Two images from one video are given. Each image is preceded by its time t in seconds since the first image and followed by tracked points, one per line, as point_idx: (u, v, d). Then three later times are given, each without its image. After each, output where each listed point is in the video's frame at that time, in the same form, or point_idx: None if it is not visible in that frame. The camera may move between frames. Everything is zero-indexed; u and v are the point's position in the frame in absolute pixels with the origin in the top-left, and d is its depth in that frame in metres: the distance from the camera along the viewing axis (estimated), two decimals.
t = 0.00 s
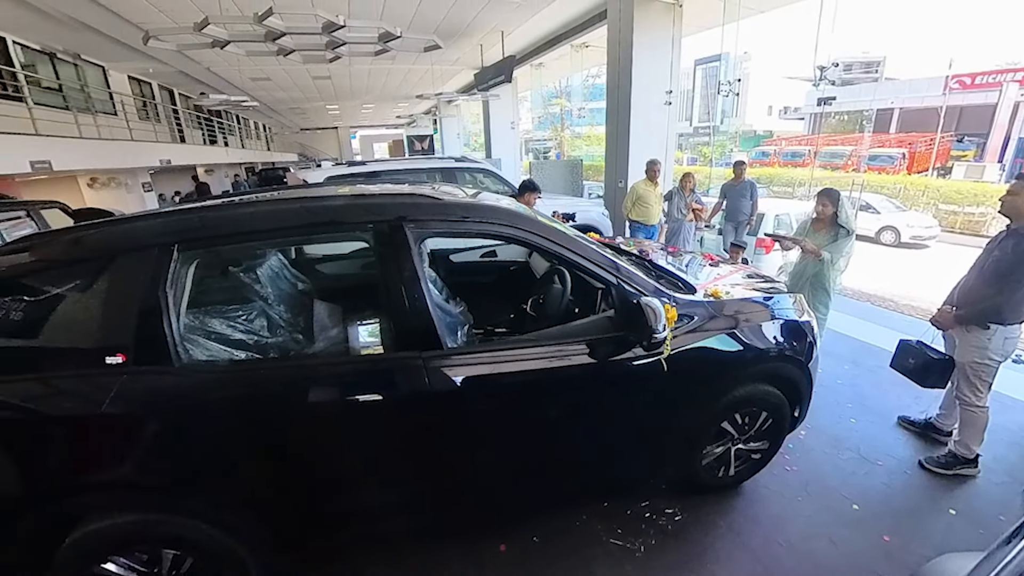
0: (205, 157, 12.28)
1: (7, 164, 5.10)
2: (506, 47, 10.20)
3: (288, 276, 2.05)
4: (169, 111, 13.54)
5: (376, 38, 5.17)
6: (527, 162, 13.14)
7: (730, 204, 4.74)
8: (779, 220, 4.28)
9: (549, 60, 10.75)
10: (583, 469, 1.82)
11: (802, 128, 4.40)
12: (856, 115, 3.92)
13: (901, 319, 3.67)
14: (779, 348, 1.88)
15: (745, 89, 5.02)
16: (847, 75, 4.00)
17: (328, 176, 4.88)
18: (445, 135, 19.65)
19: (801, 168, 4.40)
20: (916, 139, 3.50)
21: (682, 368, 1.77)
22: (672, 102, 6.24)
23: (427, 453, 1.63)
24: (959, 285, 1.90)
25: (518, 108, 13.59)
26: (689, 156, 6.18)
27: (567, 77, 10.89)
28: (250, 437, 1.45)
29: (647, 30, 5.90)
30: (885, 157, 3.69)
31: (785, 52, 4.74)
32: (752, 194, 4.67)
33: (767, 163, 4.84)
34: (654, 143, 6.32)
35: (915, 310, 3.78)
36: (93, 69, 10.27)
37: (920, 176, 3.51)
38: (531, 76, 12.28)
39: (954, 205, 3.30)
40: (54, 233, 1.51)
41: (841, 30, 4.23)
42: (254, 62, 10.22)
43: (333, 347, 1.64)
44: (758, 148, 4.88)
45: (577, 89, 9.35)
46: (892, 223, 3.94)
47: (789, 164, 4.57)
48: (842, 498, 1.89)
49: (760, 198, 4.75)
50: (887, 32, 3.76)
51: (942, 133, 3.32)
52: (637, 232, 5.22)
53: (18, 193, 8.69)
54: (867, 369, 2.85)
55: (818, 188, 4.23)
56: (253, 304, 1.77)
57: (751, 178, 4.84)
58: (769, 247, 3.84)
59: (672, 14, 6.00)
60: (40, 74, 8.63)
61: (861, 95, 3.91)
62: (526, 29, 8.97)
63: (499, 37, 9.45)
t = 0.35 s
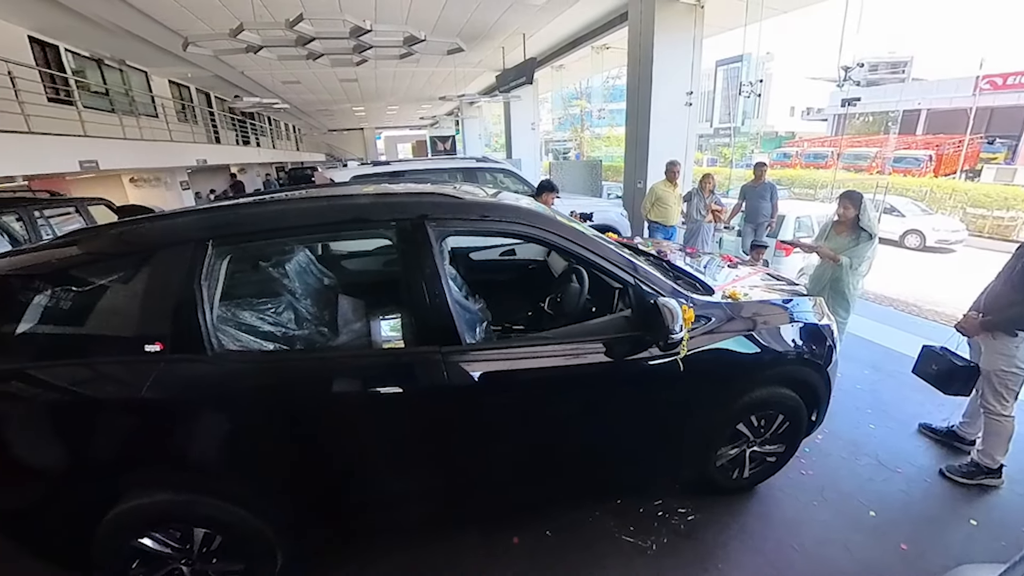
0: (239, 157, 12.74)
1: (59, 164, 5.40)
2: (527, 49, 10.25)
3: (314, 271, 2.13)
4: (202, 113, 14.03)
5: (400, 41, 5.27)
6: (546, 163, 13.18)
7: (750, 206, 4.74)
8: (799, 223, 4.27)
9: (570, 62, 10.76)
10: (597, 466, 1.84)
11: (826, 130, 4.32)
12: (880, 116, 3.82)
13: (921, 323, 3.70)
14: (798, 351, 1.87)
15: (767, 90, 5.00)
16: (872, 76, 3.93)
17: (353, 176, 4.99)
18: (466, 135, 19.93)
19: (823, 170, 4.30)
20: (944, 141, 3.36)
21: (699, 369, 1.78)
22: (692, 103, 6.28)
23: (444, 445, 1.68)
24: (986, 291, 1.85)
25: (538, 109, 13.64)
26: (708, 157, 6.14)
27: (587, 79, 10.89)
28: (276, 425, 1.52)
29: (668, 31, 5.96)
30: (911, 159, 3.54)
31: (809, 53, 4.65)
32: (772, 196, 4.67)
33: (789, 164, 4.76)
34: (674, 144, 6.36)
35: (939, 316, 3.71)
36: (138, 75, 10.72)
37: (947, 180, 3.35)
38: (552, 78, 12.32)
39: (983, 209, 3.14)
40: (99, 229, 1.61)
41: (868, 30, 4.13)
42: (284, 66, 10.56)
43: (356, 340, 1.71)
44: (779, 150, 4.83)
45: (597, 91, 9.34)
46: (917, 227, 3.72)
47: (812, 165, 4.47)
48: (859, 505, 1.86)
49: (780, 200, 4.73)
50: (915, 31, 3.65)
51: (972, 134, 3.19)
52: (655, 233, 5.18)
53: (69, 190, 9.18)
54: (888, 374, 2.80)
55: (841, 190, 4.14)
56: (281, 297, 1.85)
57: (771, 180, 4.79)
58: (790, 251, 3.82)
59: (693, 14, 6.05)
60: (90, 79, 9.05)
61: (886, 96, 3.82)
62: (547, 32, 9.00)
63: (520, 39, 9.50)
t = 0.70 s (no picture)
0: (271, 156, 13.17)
1: (110, 163, 5.70)
2: (550, 52, 10.28)
3: (341, 267, 2.21)
4: (236, 113, 14.54)
5: (427, 45, 5.37)
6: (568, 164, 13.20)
7: (772, 208, 4.62)
8: (823, 225, 4.20)
9: (593, 64, 10.76)
10: (612, 462, 1.87)
11: (851, 131, 4.19)
12: (910, 117, 3.66)
13: (946, 329, 3.57)
14: (818, 355, 1.85)
15: (790, 92, 4.90)
16: (900, 77, 3.82)
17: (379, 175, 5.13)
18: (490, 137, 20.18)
19: (849, 172, 4.20)
20: (976, 143, 3.18)
21: (716, 371, 1.78)
22: (715, 104, 6.27)
23: (460, 437, 1.73)
24: (1016, 298, 1.79)
25: (560, 110, 13.68)
26: (730, 158, 6.09)
27: (609, 80, 10.86)
28: (302, 413, 1.60)
29: (691, 33, 5.99)
30: (941, 161, 3.40)
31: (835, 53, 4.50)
32: (795, 198, 4.54)
33: (812, 166, 4.69)
34: (696, 146, 6.43)
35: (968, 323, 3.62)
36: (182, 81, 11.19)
37: (978, 183, 3.17)
38: (573, 80, 12.41)
39: (1015, 214, 2.96)
40: (144, 224, 1.72)
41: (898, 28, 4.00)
42: (314, 70, 10.88)
43: (380, 334, 1.78)
44: (803, 151, 4.76)
45: (619, 92, 9.31)
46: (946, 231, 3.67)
47: (836, 167, 4.38)
48: (877, 513, 1.84)
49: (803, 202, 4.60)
50: (947, 31, 3.52)
51: (1005, 137, 2.99)
52: (675, 234, 5.14)
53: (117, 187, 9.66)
54: (912, 382, 2.74)
55: (866, 194, 4.02)
56: (310, 291, 1.94)
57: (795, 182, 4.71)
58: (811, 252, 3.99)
59: (717, 16, 6.04)
60: (139, 85, 9.48)
61: (916, 98, 3.66)
62: (570, 35, 9.00)
63: (543, 42, 9.54)
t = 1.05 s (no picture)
0: (299, 155, 13.54)
1: (151, 163, 5.97)
2: (571, 53, 10.29)
3: (364, 263, 2.28)
4: (265, 113, 14.97)
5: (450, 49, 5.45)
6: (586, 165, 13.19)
7: (792, 210, 4.53)
8: (844, 229, 4.25)
9: (613, 66, 10.74)
10: (624, 460, 1.89)
11: (875, 133, 4.09)
12: (936, 119, 3.56)
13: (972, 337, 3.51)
14: (837, 359, 1.83)
15: (813, 93, 4.84)
16: (927, 77, 3.70)
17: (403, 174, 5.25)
18: (509, 139, 20.46)
19: (872, 175, 4.11)
20: (1005, 145, 3.04)
21: (731, 373, 1.78)
22: (736, 105, 6.21)
23: (474, 431, 1.78)
24: None
25: (579, 111, 13.70)
26: (750, 159, 6.11)
27: (629, 82, 10.82)
28: (324, 403, 1.67)
29: (711, 34, 5.89)
30: (968, 165, 3.27)
31: (859, 52, 4.39)
32: (817, 201, 4.44)
33: (834, 169, 4.53)
34: (715, 146, 6.33)
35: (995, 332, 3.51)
36: (219, 85, 11.56)
37: (1008, 188, 3.02)
38: (592, 82, 12.45)
39: None
40: (180, 220, 1.81)
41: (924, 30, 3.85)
42: (341, 73, 11.17)
43: (401, 329, 1.84)
44: (825, 152, 4.65)
45: (638, 93, 9.28)
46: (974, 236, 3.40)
47: (859, 169, 4.26)
48: (894, 521, 1.81)
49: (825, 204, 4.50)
50: (976, 30, 3.42)
51: None
52: (692, 235, 5.02)
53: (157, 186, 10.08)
54: (933, 389, 2.68)
55: (890, 196, 3.96)
56: (334, 286, 2.01)
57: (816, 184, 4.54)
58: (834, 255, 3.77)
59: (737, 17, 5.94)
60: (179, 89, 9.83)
61: (944, 98, 3.55)
62: (590, 36, 8.99)
63: (564, 44, 9.57)
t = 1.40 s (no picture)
0: (327, 154, 13.91)
1: (191, 161, 6.24)
2: (592, 55, 10.29)
3: (389, 259, 2.36)
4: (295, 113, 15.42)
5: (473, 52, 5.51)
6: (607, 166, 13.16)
7: (815, 213, 4.42)
8: (868, 232, 4.29)
9: (635, 67, 10.70)
10: (637, 459, 1.91)
11: (903, 135, 3.97)
12: (969, 121, 3.41)
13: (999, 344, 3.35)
14: (858, 365, 1.80)
15: (839, 92, 4.64)
16: (959, 78, 3.53)
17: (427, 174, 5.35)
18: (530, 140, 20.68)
19: (898, 177, 4.02)
20: None
21: (748, 375, 1.78)
22: (758, 107, 6.04)
23: (489, 426, 1.83)
24: None
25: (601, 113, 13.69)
26: (771, 162, 5.95)
27: (650, 83, 10.76)
28: (346, 393, 1.74)
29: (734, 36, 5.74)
30: (1001, 168, 3.17)
31: (888, 53, 4.22)
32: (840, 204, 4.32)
33: (859, 171, 4.43)
34: (735, 148, 6.15)
35: None
36: (253, 88, 11.95)
37: None
38: (613, 83, 12.45)
39: None
40: (216, 216, 1.92)
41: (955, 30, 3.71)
42: (368, 77, 11.44)
43: (422, 324, 1.90)
44: (851, 155, 4.51)
45: (660, 94, 9.21)
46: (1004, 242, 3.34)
47: (885, 172, 4.17)
48: (913, 531, 1.77)
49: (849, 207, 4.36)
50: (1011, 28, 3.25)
51: None
52: (712, 237, 5.00)
53: (195, 183, 10.53)
54: (959, 399, 2.60)
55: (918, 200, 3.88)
56: (360, 281, 2.09)
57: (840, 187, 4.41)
58: (858, 259, 3.68)
59: (762, 18, 5.80)
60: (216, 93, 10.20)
61: (977, 99, 3.44)
62: (612, 38, 8.97)
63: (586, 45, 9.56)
